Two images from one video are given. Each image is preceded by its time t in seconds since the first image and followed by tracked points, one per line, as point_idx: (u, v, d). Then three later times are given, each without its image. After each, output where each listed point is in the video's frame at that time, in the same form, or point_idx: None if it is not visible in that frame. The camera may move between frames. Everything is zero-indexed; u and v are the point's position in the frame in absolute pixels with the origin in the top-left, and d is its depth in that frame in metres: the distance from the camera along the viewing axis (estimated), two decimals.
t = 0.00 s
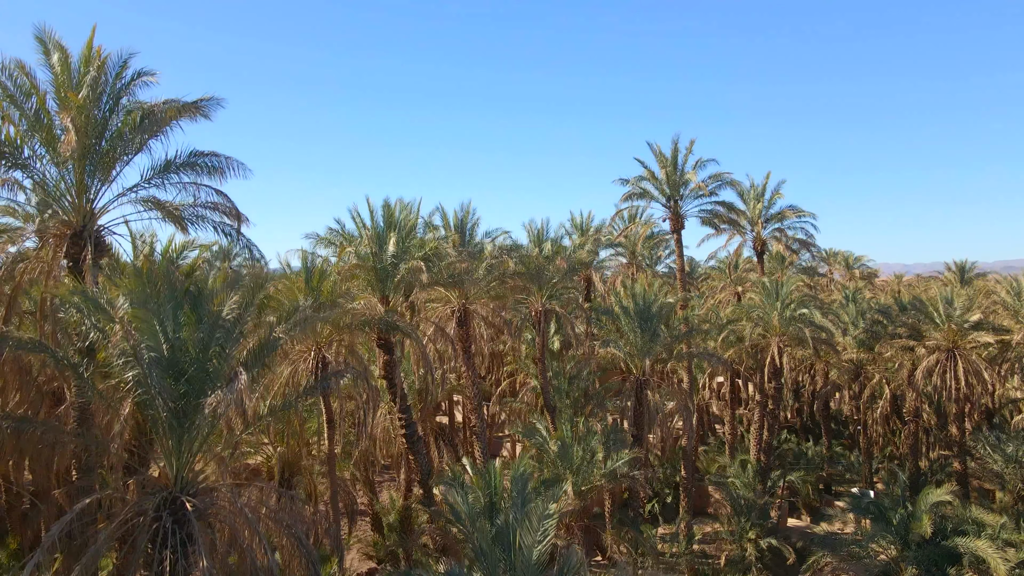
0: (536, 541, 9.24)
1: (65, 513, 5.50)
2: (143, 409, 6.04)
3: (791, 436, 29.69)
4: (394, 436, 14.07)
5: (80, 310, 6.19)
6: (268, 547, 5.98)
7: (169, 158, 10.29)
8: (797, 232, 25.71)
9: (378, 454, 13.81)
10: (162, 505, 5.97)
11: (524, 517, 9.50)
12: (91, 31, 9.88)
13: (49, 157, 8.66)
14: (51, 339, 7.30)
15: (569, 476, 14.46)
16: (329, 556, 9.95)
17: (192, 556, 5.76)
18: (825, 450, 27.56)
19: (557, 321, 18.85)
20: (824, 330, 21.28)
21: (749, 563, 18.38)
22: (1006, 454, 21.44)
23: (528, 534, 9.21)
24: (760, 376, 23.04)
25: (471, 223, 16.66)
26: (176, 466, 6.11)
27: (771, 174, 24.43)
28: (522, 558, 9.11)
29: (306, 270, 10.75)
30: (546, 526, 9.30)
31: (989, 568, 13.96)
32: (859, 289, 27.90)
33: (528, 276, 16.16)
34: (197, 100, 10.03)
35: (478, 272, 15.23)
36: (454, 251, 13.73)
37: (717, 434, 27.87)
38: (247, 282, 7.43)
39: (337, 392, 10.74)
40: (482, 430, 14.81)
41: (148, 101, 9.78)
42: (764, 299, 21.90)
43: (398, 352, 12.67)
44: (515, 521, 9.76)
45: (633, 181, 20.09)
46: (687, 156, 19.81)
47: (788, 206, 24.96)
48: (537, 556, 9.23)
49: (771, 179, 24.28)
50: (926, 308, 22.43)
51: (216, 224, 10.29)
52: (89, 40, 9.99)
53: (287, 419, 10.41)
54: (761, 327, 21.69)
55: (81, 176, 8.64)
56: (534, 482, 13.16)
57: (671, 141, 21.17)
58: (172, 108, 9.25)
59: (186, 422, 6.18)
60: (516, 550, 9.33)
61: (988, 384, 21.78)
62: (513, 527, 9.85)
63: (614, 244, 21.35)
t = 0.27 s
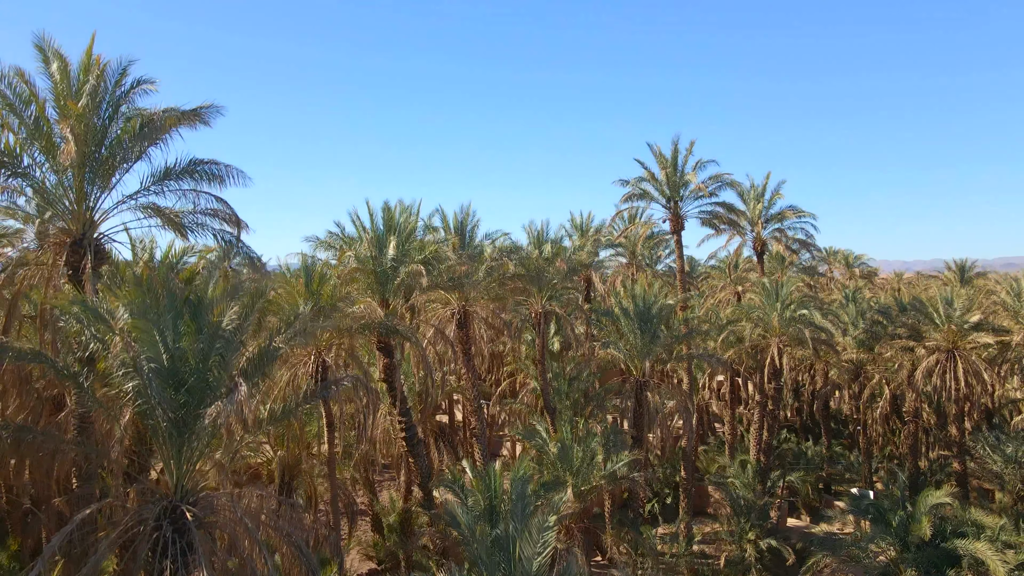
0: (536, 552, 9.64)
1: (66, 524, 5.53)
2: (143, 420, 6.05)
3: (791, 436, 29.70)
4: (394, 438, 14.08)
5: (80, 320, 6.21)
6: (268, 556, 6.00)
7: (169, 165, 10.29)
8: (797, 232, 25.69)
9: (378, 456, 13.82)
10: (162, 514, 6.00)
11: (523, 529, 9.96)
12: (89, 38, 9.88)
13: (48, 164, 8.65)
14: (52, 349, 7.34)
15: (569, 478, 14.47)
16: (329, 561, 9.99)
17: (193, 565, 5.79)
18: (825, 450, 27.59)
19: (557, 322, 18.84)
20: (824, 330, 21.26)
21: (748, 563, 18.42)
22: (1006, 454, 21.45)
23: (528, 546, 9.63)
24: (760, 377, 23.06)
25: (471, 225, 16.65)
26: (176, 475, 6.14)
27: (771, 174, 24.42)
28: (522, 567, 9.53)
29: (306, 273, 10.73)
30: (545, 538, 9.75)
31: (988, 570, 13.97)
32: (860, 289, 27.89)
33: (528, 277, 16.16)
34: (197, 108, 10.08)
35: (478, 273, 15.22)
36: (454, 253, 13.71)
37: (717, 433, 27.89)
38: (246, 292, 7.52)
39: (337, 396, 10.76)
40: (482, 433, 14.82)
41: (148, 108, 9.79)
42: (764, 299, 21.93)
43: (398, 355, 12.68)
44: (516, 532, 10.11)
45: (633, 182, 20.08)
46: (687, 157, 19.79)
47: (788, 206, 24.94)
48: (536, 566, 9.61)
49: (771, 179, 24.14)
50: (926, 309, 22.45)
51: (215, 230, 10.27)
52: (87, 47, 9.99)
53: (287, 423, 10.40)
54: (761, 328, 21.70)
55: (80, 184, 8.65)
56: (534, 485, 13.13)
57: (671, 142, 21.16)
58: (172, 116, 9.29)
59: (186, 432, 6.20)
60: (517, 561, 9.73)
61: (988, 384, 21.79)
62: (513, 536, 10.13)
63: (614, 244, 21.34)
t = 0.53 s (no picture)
0: (536, 563, 9.91)
1: (67, 535, 5.56)
2: (143, 430, 6.06)
3: (791, 436, 29.72)
4: (394, 440, 14.09)
5: (79, 331, 6.22)
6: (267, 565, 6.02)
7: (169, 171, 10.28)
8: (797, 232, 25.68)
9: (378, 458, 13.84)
10: (162, 523, 6.03)
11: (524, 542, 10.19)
12: (90, 45, 9.91)
13: (46, 171, 8.68)
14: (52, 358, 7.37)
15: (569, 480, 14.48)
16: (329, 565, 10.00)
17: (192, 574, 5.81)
18: (824, 450, 27.62)
19: (557, 323, 18.84)
20: (824, 331, 21.25)
21: (748, 564, 18.45)
22: (1005, 455, 21.46)
23: (528, 557, 9.91)
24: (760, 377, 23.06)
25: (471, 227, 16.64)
26: (176, 484, 6.16)
27: (771, 174, 24.41)
28: None
29: (305, 277, 10.71)
30: (545, 550, 9.95)
31: (987, 572, 13.97)
32: (860, 289, 27.88)
33: (528, 279, 16.15)
34: (197, 115, 10.12)
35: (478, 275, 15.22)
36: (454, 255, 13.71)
37: (716, 433, 27.92)
38: (245, 303, 7.61)
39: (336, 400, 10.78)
40: (482, 435, 14.82)
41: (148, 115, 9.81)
42: (764, 300, 22.01)
43: (398, 358, 12.69)
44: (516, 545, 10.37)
45: (633, 183, 20.08)
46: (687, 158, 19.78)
47: (788, 206, 24.93)
48: None
49: (771, 179, 24.12)
50: (926, 310, 22.48)
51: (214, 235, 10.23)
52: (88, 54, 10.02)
53: (287, 427, 10.37)
54: (760, 328, 21.70)
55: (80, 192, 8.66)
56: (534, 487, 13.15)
57: (671, 143, 21.14)
58: (171, 124, 9.29)
59: (185, 441, 6.21)
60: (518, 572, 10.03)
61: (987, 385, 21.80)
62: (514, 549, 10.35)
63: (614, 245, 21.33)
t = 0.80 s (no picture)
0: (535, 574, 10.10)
1: (67, 544, 5.57)
2: (143, 439, 6.08)
3: (790, 435, 29.74)
4: (394, 442, 14.12)
5: (80, 338, 6.23)
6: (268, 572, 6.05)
7: (170, 178, 10.24)
8: (797, 232, 25.66)
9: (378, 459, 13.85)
10: (162, 531, 6.05)
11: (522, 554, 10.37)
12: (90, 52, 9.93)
13: (44, 178, 8.66)
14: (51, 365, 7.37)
15: (570, 481, 14.49)
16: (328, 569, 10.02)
17: None
18: (824, 450, 27.65)
19: (556, 323, 18.84)
20: (824, 332, 21.25)
21: (747, 564, 18.49)
22: (1005, 454, 21.47)
23: (528, 567, 10.13)
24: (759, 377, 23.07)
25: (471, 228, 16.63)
26: (176, 492, 6.17)
27: (771, 175, 24.40)
28: None
29: (306, 280, 10.72)
30: (544, 561, 10.17)
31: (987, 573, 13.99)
32: (859, 289, 27.89)
33: (528, 281, 16.14)
34: (197, 121, 10.13)
35: (478, 277, 15.22)
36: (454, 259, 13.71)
37: (716, 433, 27.95)
38: (244, 312, 7.56)
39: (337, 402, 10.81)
40: (482, 437, 14.83)
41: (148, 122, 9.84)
42: (763, 300, 22.14)
43: (398, 361, 12.70)
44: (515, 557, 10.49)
45: (633, 184, 20.05)
46: (687, 158, 19.75)
47: (789, 206, 24.92)
48: None
49: (771, 179, 24.08)
50: (926, 310, 22.51)
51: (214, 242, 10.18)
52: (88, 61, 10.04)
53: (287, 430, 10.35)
54: (760, 329, 21.71)
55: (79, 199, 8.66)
56: (534, 489, 13.17)
57: (671, 144, 21.13)
58: (171, 131, 9.32)
59: (186, 451, 6.23)
60: None
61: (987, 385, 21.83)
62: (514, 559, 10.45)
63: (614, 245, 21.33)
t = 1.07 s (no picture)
0: None
1: (68, 554, 5.59)
2: (143, 449, 6.10)
3: (790, 434, 29.73)
4: (394, 443, 14.12)
5: (80, 349, 6.25)
6: None
7: (168, 184, 10.19)
8: (798, 232, 25.62)
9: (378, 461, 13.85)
10: (163, 540, 6.08)
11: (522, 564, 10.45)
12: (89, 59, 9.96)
13: (40, 184, 8.66)
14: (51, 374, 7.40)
15: (569, 483, 14.50)
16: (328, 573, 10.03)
17: None
18: (823, 449, 27.68)
19: (556, 324, 18.83)
20: (824, 332, 21.24)
21: (747, 565, 18.50)
22: (1004, 455, 21.49)
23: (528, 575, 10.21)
24: (759, 377, 23.06)
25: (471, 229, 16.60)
26: (176, 500, 6.20)
27: (771, 175, 24.37)
28: None
29: (306, 283, 10.70)
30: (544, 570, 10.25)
31: None
32: (860, 289, 27.86)
33: (528, 282, 16.11)
34: (196, 128, 10.17)
35: (478, 279, 15.21)
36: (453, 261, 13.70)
37: (716, 432, 27.95)
38: (243, 321, 7.56)
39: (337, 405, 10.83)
40: (481, 438, 14.82)
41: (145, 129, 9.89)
42: (763, 301, 22.13)
43: (398, 364, 12.70)
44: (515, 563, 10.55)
45: (633, 184, 20.02)
46: (687, 159, 19.72)
47: (789, 206, 24.88)
48: None
49: (772, 179, 24.01)
50: (926, 311, 22.50)
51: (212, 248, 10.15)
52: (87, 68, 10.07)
53: (286, 434, 10.29)
54: (760, 330, 21.70)
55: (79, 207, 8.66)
56: (534, 492, 13.19)
57: (671, 144, 21.08)
58: (170, 140, 9.39)
59: (185, 461, 6.26)
60: None
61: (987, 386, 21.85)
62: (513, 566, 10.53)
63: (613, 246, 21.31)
